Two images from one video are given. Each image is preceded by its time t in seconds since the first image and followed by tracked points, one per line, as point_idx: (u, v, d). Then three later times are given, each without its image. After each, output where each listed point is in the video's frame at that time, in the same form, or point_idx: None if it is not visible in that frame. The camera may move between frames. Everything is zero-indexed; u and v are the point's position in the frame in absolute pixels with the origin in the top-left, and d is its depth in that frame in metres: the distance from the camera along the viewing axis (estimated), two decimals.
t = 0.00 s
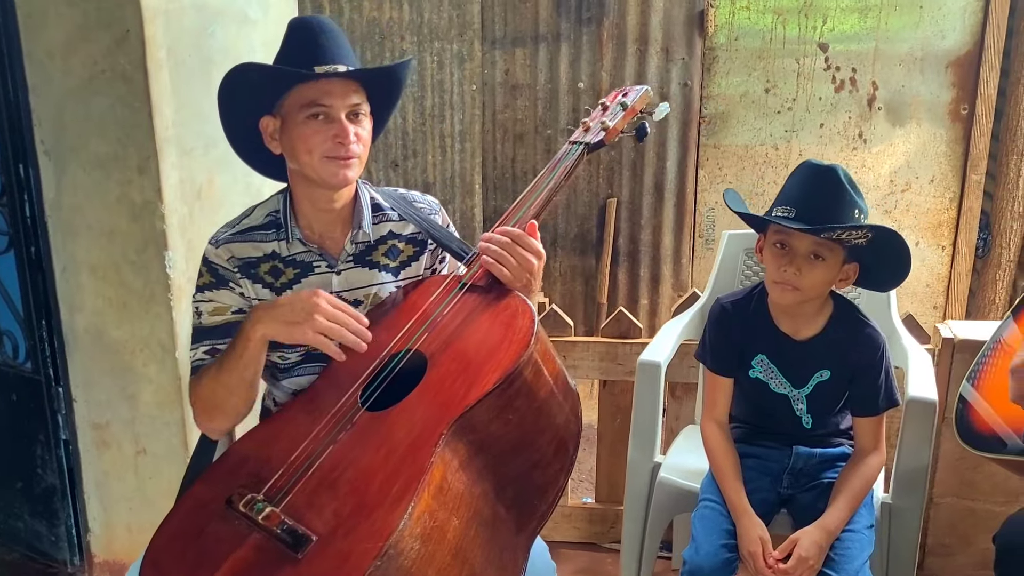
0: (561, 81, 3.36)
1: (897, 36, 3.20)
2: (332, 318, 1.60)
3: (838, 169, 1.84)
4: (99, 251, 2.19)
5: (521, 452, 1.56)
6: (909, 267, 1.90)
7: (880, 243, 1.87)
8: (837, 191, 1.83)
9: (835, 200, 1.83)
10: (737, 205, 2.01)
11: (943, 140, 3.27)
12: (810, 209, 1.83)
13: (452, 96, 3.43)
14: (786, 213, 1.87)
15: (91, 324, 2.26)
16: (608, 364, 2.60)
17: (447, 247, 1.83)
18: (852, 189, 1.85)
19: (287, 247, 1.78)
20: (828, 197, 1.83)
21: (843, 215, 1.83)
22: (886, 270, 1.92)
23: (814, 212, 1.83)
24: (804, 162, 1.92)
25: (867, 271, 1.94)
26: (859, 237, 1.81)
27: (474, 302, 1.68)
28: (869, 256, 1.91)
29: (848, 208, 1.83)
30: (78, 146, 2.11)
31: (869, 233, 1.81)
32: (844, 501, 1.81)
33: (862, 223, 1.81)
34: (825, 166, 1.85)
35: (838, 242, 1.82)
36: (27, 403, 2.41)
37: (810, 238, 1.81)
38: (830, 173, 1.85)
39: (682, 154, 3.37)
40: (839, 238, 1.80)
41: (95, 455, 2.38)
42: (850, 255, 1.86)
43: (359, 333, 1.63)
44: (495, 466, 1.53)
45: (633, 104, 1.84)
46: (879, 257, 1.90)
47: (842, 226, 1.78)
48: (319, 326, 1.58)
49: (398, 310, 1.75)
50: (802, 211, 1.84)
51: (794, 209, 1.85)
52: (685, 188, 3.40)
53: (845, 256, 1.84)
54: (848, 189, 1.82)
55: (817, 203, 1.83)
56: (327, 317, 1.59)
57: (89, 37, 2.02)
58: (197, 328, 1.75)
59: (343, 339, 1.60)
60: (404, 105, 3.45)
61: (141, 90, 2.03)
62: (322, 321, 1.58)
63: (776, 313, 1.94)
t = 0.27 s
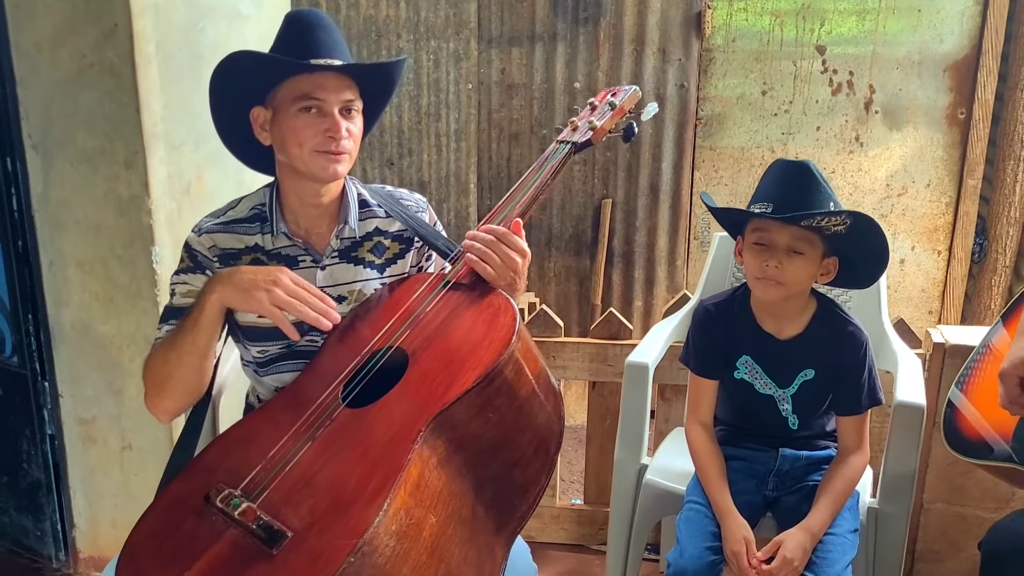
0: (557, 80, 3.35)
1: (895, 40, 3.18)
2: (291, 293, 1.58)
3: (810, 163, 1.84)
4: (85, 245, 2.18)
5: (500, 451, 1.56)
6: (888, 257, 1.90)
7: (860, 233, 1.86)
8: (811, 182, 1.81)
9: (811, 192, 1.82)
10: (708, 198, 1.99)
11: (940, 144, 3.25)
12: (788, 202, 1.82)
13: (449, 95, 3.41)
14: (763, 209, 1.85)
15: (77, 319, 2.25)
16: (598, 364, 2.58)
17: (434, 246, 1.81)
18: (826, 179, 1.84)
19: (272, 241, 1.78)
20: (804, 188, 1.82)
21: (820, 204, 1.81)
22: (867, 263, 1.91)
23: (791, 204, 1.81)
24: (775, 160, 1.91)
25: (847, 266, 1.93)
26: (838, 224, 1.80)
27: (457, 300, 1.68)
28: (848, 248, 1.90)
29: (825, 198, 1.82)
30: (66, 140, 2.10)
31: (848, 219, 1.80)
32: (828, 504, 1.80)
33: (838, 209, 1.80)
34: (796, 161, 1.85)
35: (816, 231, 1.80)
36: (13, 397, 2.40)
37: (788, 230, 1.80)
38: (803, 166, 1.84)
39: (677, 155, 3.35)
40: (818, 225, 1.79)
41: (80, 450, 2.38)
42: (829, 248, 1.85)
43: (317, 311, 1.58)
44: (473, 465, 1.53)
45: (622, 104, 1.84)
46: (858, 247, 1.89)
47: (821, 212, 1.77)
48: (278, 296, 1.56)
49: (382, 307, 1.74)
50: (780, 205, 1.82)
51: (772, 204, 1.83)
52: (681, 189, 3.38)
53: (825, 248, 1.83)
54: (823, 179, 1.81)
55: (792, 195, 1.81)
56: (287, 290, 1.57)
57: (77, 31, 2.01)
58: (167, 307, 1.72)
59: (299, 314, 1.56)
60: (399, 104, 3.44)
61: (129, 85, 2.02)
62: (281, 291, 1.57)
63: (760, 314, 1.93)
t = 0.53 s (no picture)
0: (559, 80, 3.34)
1: (900, 42, 3.16)
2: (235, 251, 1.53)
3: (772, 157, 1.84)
4: (82, 240, 2.18)
5: (490, 447, 1.56)
6: (875, 237, 1.89)
7: (842, 214, 1.85)
8: (781, 175, 1.81)
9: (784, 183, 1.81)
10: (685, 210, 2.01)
11: (944, 147, 3.23)
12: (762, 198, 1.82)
13: (451, 94, 3.40)
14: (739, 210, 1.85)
15: (73, 314, 2.25)
16: (595, 365, 2.57)
17: (428, 243, 1.81)
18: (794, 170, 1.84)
19: (267, 232, 1.77)
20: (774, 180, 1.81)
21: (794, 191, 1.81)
22: (854, 245, 1.92)
23: (765, 196, 1.81)
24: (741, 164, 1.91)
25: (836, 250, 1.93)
26: (813, 209, 1.79)
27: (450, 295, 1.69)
28: (835, 233, 1.89)
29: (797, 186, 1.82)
30: (63, 135, 2.10)
31: (821, 201, 1.79)
32: (821, 508, 1.79)
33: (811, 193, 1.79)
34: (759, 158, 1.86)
35: (793, 219, 1.79)
36: (9, 391, 2.41)
37: (767, 226, 1.80)
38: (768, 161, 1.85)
39: (679, 156, 3.34)
40: (791, 213, 1.78)
41: (75, 445, 2.38)
42: (813, 238, 1.85)
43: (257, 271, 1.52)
44: (463, 461, 1.52)
45: (617, 103, 1.88)
46: (841, 231, 1.89)
47: (793, 200, 1.77)
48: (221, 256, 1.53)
49: (376, 302, 1.74)
50: (754, 203, 1.82)
51: (745, 203, 1.84)
52: (682, 190, 3.37)
53: (809, 238, 1.83)
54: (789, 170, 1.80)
55: (763, 188, 1.81)
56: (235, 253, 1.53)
57: (75, 26, 2.01)
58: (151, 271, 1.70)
59: (243, 275, 1.52)
60: (402, 103, 3.42)
61: (126, 80, 2.02)
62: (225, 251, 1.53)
63: (754, 314, 1.92)
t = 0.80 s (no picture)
0: (586, 80, 3.32)
1: (933, 41, 3.10)
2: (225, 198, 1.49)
3: (789, 162, 1.82)
4: (110, 236, 2.21)
5: (507, 443, 1.56)
6: (903, 228, 1.85)
7: (865, 211, 1.81)
8: (797, 178, 1.78)
9: (801, 186, 1.78)
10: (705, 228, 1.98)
11: (978, 149, 3.17)
12: (781, 205, 1.79)
13: (477, 93, 3.40)
14: (761, 219, 1.82)
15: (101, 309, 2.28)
16: (618, 365, 2.55)
17: (449, 240, 1.81)
18: (809, 171, 1.81)
19: (291, 223, 1.79)
20: (791, 185, 1.78)
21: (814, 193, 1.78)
22: (882, 239, 1.88)
23: (785, 202, 1.78)
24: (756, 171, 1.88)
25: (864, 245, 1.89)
26: (835, 211, 1.76)
27: (470, 292, 1.70)
28: (861, 229, 1.85)
29: (816, 188, 1.78)
30: (92, 132, 2.12)
31: (842, 202, 1.76)
32: (846, 513, 1.76)
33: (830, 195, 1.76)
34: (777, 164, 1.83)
35: (816, 223, 1.76)
36: (39, 384, 2.46)
37: (789, 232, 1.77)
38: (783, 166, 1.82)
39: (706, 156, 3.31)
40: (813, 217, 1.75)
41: (102, 439, 2.40)
42: (839, 237, 1.81)
43: (247, 214, 1.48)
44: (480, 457, 1.52)
45: (639, 101, 1.88)
46: (869, 229, 1.86)
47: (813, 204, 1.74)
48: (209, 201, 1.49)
49: (397, 298, 1.75)
50: (775, 211, 1.80)
51: (766, 212, 1.81)
52: (708, 191, 3.33)
53: (834, 238, 1.79)
54: (804, 172, 1.77)
55: (782, 194, 1.79)
56: (225, 197, 1.49)
57: (105, 24, 2.03)
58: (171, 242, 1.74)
59: (228, 218, 1.47)
60: (429, 102, 3.44)
61: (153, 78, 2.03)
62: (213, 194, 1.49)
63: (784, 318, 1.90)
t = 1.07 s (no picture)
0: (610, 80, 3.31)
1: (962, 41, 3.06)
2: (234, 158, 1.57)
3: (833, 164, 1.79)
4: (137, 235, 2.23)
5: (527, 440, 1.56)
6: (942, 232, 1.81)
7: (906, 219, 1.78)
8: (839, 182, 1.76)
9: (843, 191, 1.76)
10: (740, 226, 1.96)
11: (1008, 150, 3.12)
12: (820, 208, 1.77)
13: (501, 94, 3.40)
14: (799, 221, 1.80)
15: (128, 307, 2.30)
16: (640, 367, 2.54)
17: (471, 239, 1.82)
18: (853, 176, 1.78)
19: (315, 219, 1.80)
20: (833, 189, 1.76)
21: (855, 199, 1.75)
22: (921, 245, 1.84)
23: (826, 207, 1.76)
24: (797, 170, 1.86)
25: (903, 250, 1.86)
26: (878, 218, 1.74)
27: (492, 289, 1.70)
28: (902, 236, 1.83)
29: (858, 193, 1.76)
30: (120, 132, 2.15)
31: (886, 210, 1.74)
32: (871, 518, 1.73)
33: (874, 202, 1.74)
34: (819, 166, 1.81)
35: (858, 229, 1.74)
36: (67, 380, 2.50)
37: (829, 236, 1.75)
38: (826, 168, 1.79)
39: (731, 157, 3.28)
40: (855, 224, 1.73)
41: (128, 436, 2.43)
42: (878, 242, 1.79)
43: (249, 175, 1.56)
44: (500, 453, 1.52)
45: (661, 101, 1.87)
46: (910, 235, 1.82)
47: (855, 211, 1.71)
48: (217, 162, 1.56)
49: (420, 296, 1.76)
50: (815, 215, 1.78)
51: (806, 216, 1.79)
52: (733, 192, 3.31)
53: (873, 244, 1.77)
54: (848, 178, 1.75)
55: (823, 199, 1.76)
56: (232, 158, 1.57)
57: (133, 25, 2.06)
58: (201, 229, 1.80)
59: (231, 179, 1.55)
60: (453, 102, 3.44)
61: (180, 78, 2.05)
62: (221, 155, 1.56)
63: (816, 321, 1.88)
